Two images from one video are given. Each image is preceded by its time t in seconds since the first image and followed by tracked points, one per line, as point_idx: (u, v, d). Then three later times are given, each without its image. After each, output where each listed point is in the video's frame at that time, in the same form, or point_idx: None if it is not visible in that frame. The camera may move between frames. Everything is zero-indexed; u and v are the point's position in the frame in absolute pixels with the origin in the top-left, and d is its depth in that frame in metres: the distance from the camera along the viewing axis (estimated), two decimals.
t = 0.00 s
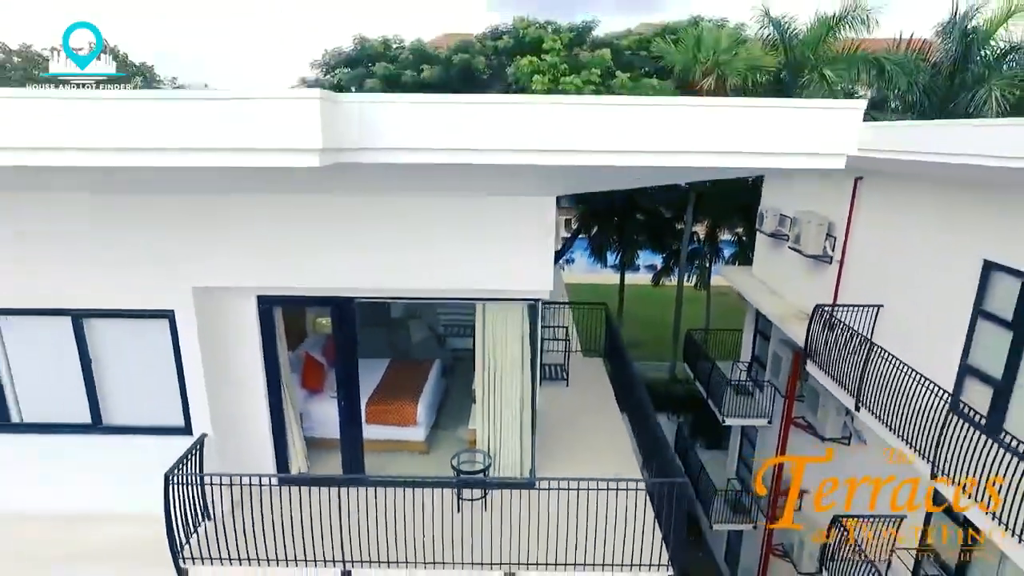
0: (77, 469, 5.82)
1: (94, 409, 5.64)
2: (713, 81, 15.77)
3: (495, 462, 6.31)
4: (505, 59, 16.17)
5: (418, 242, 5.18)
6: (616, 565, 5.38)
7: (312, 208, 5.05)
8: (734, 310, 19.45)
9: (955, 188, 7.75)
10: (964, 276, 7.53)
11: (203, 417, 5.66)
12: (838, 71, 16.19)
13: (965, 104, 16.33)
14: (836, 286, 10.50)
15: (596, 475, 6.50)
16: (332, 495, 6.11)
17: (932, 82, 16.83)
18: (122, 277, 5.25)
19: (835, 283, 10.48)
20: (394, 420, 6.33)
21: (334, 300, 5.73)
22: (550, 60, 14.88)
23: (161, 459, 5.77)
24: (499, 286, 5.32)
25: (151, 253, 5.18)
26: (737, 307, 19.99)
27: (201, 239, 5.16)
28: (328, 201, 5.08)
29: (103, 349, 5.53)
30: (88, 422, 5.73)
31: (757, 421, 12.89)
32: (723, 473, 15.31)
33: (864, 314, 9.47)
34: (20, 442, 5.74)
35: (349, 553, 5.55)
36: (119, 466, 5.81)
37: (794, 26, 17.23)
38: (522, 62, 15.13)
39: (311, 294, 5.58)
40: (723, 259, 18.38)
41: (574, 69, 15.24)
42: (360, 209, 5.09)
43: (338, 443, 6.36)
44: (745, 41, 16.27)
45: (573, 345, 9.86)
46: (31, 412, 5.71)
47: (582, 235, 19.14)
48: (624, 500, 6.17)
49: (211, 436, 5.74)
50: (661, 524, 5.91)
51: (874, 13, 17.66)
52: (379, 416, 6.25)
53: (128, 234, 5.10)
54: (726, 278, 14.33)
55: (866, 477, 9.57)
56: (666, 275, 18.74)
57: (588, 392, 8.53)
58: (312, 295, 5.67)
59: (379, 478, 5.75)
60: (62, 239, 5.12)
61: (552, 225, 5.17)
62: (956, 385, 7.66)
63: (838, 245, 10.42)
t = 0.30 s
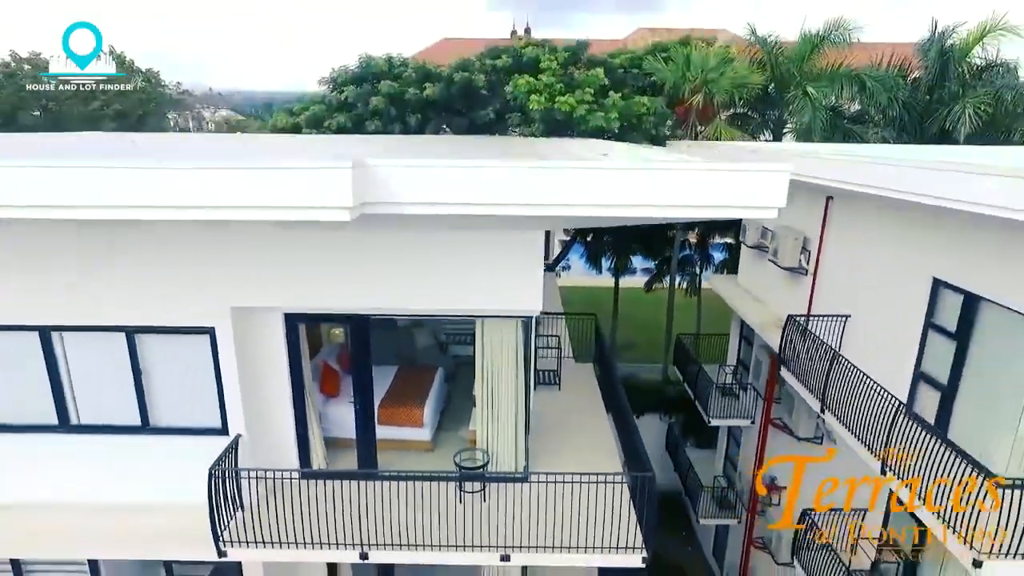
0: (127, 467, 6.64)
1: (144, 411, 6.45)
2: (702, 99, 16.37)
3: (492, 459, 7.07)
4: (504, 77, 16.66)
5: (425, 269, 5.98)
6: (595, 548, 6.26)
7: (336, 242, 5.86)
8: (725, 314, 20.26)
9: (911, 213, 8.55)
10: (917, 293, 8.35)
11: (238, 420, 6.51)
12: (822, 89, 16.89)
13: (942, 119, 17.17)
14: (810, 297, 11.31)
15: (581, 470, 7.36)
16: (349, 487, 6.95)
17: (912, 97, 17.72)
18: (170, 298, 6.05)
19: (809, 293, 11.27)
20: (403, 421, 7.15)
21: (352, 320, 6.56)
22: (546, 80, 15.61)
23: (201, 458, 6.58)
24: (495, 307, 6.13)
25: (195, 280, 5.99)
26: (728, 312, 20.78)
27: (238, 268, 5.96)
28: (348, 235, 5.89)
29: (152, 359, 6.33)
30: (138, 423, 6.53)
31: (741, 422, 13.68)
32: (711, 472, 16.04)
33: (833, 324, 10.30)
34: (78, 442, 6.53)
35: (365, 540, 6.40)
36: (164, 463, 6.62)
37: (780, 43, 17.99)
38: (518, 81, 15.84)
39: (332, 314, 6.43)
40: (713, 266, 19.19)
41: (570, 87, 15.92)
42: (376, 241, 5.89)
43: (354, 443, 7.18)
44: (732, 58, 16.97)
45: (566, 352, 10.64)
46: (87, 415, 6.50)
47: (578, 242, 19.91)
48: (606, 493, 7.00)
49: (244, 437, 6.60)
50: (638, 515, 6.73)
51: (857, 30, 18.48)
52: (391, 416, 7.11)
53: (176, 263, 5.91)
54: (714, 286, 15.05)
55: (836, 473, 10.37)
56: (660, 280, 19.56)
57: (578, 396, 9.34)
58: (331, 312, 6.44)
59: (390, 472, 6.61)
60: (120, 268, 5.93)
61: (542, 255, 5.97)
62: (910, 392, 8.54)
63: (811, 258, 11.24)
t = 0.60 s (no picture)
0: (171, 465, 7.58)
1: (187, 414, 7.39)
2: (690, 116, 17.30)
3: (490, 455, 7.94)
4: (503, 94, 17.53)
5: (432, 293, 6.90)
6: (580, 532, 7.22)
7: (355, 270, 6.79)
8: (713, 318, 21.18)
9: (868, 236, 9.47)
10: (874, 307, 9.29)
11: (269, 422, 7.46)
12: (805, 105, 17.75)
13: (918, 134, 18.09)
14: (785, 307, 12.23)
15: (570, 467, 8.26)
16: (364, 480, 7.87)
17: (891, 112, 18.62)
18: (211, 319, 6.99)
19: (784, 303, 12.22)
20: (411, 422, 8.06)
21: (368, 335, 7.38)
22: (542, 100, 16.48)
23: (235, 456, 7.52)
24: (494, 325, 7.07)
25: (233, 303, 6.92)
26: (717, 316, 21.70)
27: (270, 292, 6.90)
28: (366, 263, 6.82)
29: (194, 369, 7.27)
30: (181, 425, 7.47)
31: (725, 422, 14.51)
32: (697, 468, 16.90)
33: (804, 332, 11.23)
34: (126, 442, 7.46)
35: (380, 526, 7.35)
36: (203, 461, 7.56)
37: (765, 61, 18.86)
38: (515, 100, 16.69)
39: (349, 330, 7.26)
40: (703, 273, 20.08)
41: (565, 106, 16.82)
42: (390, 269, 6.82)
43: (368, 442, 8.09)
44: (719, 76, 17.85)
45: (559, 358, 11.53)
46: (136, 419, 7.44)
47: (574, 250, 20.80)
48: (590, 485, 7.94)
49: (274, 436, 7.54)
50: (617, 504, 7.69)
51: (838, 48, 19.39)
52: (402, 417, 8.03)
53: (216, 290, 6.84)
54: (701, 295, 15.95)
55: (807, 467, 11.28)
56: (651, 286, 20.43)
57: (569, 401, 10.26)
58: (347, 328, 7.28)
59: (401, 468, 7.55)
60: (167, 293, 6.86)
61: (533, 281, 6.91)
62: (868, 396, 9.49)
63: (786, 271, 12.17)
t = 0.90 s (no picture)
0: (206, 460, 8.53)
1: (220, 414, 8.33)
2: (679, 129, 18.23)
3: (489, 449, 8.90)
4: (502, 108, 18.44)
5: (438, 309, 7.86)
6: (569, 518, 8.21)
7: (372, 288, 7.74)
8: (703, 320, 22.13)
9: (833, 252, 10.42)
10: (838, 316, 10.24)
11: (295, 421, 8.43)
12: (789, 118, 18.67)
13: (896, 146, 19.01)
14: (764, 314, 13.17)
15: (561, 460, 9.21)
16: (377, 471, 8.84)
17: (871, 122, 19.49)
18: (244, 330, 7.94)
19: (762, 310, 13.20)
20: (418, 420, 8.98)
21: (380, 343, 8.31)
22: (539, 114, 17.38)
23: (263, 451, 8.49)
24: (492, 336, 8.03)
25: (264, 316, 7.87)
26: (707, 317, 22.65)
27: (298, 306, 7.87)
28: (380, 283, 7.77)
29: (227, 374, 8.21)
30: (215, 424, 8.41)
31: (711, 421, 15.35)
32: (685, 463, 17.96)
33: (780, 338, 12.18)
34: (167, 438, 8.41)
35: (392, 513, 8.33)
36: (235, 456, 8.51)
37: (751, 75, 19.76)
38: (514, 114, 17.57)
39: (365, 340, 8.20)
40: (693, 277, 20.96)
41: (560, 120, 17.76)
42: (401, 287, 7.77)
43: (381, 437, 9.04)
44: (707, 91, 18.76)
45: (553, 361, 12.48)
46: (176, 418, 8.39)
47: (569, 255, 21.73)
48: (579, 477, 8.92)
49: (298, 432, 8.51)
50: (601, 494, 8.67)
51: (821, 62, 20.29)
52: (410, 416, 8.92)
53: (248, 306, 7.80)
54: (689, 300, 16.84)
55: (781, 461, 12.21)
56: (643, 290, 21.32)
57: (562, 401, 11.20)
58: (362, 337, 8.20)
59: (410, 460, 8.53)
60: (206, 308, 7.80)
61: (527, 298, 7.86)
62: (833, 398, 10.46)
63: (765, 280, 13.12)
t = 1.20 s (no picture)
0: (238, 449, 9.60)
1: (251, 409, 9.41)
2: (670, 138, 19.14)
3: (489, 440, 9.97)
4: (502, 117, 19.40)
5: (445, 317, 8.92)
6: (560, 501, 9.34)
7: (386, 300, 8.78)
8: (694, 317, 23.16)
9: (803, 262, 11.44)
10: (805, 321, 11.28)
11: (316, 416, 9.52)
12: (773, 127, 19.63)
13: (876, 154, 20.00)
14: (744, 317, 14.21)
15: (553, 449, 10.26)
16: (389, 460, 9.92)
17: (853, 130, 20.42)
18: (274, 336, 8.98)
19: (742, 312, 14.23)
20: (425, 414, 9.95)
21: (390, 347, 9.29)
22: (536, 125, 18.33)
23: (289, 442, 9.57)
24: (492, 341, 9.09)
25: (291, 325, 8.92)
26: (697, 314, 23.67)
27: (322, 316, 8.93)
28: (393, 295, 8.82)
29: (257, 374, 9.26)
30: (246, 417, 9.48)
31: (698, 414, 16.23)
32: (674, 455, 18.85)
33: (756, 339, 13.23)
34: (204, 431, 9.47)
35: (404, 496, 9.44)
36: (266, 446, 9.60)
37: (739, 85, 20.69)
38: (512, 125, 18.56)
39: (379, 345, 9.23)
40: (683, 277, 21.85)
41: (556, 130, 18.71)
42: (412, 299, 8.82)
43: (391, 431, 10.06)
44: (696, 101, 19.71)
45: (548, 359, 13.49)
46: (212, 414, 9.46)
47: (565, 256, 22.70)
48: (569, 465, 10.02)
49: (319, 426, 9.60)
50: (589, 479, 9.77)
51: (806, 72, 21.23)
52: (418, 411, 9.91)
53: (278, 315, 8.84)
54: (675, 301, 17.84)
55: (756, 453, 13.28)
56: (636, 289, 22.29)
57: (554, 397, 12.22)
58: (376, 340, 9.20)
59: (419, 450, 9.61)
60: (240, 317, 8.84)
61: (523, 309, 8.91)
62: (801, 395, 11.52)
63: (745, 284, 14.15)
